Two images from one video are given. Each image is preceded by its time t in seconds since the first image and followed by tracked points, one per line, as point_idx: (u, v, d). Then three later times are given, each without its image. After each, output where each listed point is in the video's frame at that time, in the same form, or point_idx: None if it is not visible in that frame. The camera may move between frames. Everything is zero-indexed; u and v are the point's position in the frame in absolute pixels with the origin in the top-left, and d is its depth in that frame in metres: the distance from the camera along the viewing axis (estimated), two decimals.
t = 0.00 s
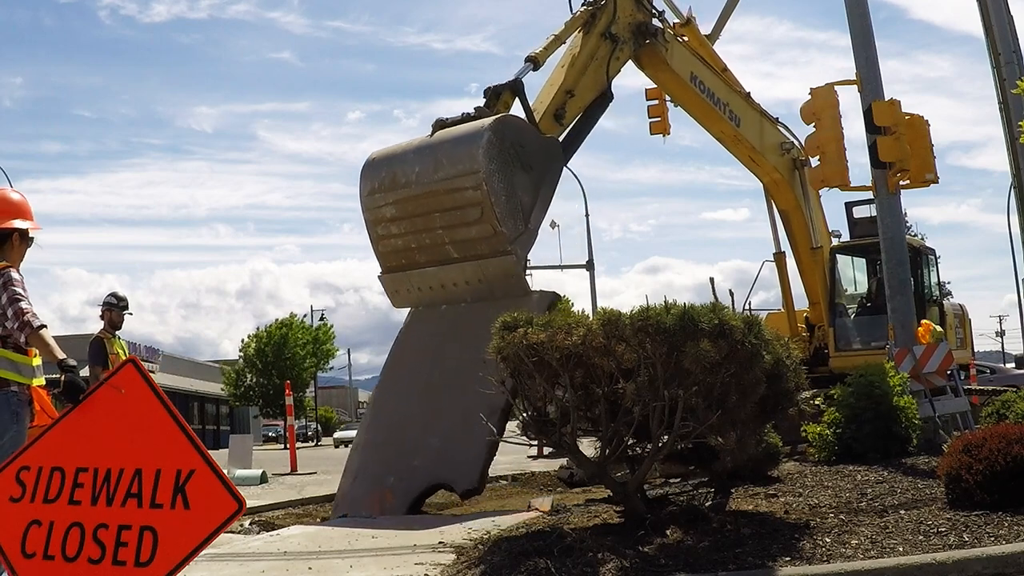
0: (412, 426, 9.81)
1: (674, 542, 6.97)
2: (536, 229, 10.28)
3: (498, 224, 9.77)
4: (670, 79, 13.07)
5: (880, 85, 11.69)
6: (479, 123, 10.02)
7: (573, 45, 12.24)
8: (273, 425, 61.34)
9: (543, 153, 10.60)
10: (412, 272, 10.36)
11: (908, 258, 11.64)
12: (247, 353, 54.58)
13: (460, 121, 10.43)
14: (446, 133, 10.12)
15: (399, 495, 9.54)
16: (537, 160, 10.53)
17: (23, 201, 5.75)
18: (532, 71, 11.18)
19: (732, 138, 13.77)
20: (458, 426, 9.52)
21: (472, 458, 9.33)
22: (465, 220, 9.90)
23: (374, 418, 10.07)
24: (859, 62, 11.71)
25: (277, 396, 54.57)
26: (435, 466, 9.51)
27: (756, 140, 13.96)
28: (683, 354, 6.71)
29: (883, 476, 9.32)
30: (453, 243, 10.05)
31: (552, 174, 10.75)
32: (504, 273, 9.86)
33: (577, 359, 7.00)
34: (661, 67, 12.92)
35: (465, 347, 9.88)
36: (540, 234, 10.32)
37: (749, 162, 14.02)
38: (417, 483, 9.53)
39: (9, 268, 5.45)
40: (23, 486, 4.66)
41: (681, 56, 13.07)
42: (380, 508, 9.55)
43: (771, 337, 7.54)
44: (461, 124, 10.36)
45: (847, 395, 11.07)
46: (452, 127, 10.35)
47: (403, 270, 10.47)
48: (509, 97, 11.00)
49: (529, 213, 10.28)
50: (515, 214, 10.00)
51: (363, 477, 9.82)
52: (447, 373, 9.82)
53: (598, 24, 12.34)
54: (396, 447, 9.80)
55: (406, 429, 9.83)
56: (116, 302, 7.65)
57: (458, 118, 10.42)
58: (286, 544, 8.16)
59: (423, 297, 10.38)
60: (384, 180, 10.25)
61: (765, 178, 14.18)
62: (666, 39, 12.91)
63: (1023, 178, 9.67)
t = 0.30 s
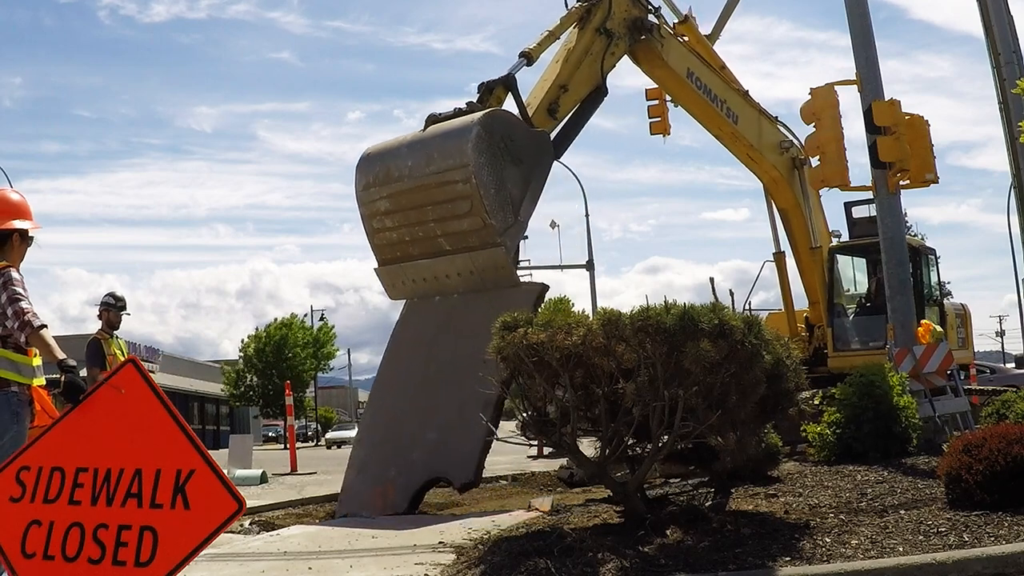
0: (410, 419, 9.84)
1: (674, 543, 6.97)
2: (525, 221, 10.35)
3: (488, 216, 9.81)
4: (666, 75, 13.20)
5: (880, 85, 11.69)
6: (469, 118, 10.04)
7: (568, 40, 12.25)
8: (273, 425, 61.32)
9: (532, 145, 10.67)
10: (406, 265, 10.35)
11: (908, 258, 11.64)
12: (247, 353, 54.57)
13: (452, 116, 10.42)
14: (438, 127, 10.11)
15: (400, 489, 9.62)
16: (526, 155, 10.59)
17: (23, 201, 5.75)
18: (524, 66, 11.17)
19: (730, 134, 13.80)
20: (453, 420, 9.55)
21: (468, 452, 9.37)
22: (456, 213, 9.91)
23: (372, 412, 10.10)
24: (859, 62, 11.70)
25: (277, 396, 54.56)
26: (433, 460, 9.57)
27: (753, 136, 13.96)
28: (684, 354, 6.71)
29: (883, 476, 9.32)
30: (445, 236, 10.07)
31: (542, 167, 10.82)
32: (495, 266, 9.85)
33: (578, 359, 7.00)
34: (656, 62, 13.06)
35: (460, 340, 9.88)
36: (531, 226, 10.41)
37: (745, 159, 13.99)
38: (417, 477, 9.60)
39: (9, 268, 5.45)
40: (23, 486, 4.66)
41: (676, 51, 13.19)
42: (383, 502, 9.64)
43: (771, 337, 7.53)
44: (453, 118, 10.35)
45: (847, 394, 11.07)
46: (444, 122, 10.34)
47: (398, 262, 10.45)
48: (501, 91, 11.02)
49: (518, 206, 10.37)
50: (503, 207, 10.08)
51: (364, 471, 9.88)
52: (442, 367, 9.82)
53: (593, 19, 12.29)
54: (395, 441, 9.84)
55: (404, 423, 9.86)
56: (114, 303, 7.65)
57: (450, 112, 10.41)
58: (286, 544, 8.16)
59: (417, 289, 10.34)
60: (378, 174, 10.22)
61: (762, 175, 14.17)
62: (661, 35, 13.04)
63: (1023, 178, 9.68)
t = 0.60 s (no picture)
0: (409, 416, 9.83)
1: (674, 543, 6.97)
2: (518, 219, 10.38)
3: (479, 215, 9.83)
4: (662, 72, 13.20)
5: (880, 85, 11.69)
6: (460, 118, 10.06)
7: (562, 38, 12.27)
8: (273, 425, 61.32)
9: (523, 143, 10.68)
10: (403, 262, 10.36)
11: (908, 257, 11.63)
12: (247, 353, 54.57)
13: (447, 116, 10.43)
14: (432, 127, 10.12)
15: (400, 486, 9.63)
16: (518, 153, 10.64)
17: (23, 201, 5.75)
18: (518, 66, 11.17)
19: (726, 131, 13.80)
20: (449, 416, 9.55)
21: (466, 448, 9.39)
22: (449, 211, 9.92)
23: (371, 410, 10.10)
24: (859, 62, 11.70)
25: (277, 396, 54.56)
26: (433, 457, 9.57)
27: (751, 134, 13.96)
28: (683, 354, 6.71)
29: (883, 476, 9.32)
30: (439, 233, 10.09)
31: (534, 165, 10.87)
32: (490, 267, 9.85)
33: (578, 359, 7.00)
34: (651, 59, 13.06)
35: (455, 336, 9.86)
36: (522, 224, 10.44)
37: (744, 158, 14.01)
38: (416, 474, 9.61)
39: (9, 268, 5.45)
40: (23, 486, 4.66)
41: (671, 48, 13.19)
42: (383, 500, 9.65)
43: (771, 337, 7.53)
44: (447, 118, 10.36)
45: (847, 394, 11.07)
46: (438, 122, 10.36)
47: (395, 259, 10.46)
48: (495, 91, 11.02)
49: (509, 205, 10.40)
50: (494, 205, 10.14)
51: (364, 468, 9.88)
52: (438, 364, 9.81)
53: (588, 17, 12.30)
54: (394, 439, 9.84)
55: (403, 420, 9.86)
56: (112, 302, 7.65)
57: (444, 112, 10.42)
58: (286, 544, 8.16)
59: (414, 286, 10.33)
60: (374, 174, 10.24)
61: (761, 173, 14.17)
62: (657, 33, 13.02)
63: (1023, 178, 9.68)
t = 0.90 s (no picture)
0: (409, 416, 9.85)
1: (674, 542, 6.97)
2: (516, 226, 10.40)
3: (477, 223, 9.82)
4: (660, 72, 13.19)
5: (880, 85, 11.69)
6: (456, 126, 10.04)
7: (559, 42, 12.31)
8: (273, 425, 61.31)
9: (520, 152, 10.72)
10: (405, 269, 10.33)
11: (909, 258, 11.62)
12: (247, 353, 54.56)
13: (445, 123, 10.42)
14: (431, 135, 10.09)
15: (399, 484, 9.65)
16: (515, 161, 10.66)
17: (23, 202, 5.75)
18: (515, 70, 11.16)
19: (724, 131, 13.80)
20: (448, 415, 9.58)
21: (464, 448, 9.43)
22: (448, 220, 9.89)
23: (371, 410, 10.11)
24: (859, 62, 11.70)
25: (277, 396, 54.54)
26: (432, 456, 9.59)
27: (750, 136, 13.96)
28: (683, 354, 6.71)
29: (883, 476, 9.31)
30: (439, 241, 10.06)
31: (531, 173, 10.91)
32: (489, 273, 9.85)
33: (577, 359, 7.00)
34: (649, 60, 13.06)
35: (455, 337, 9.89)
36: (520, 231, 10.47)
37: (744, 158, 14.03)
38: (415, 473, 9.64)
39: (8, 268, 5.45)
40: (23, 486, 4.66)
41: (668, 48, 13.19)
42: (382, 498, 9.67)
43: (771, 337, 7.53)
44: (446, 126, 10.35)
45: (847, 394, 11.06)
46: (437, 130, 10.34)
47: (397, 265, 10.43)
48: (492, 96, 11.01)
49: (506, 212, 10.42)
50: (492, 213, 10.12)
51: (364, 467, 9.89)
52: (438, 365, 9.83)
53: (583, 20, 12.33)
54: (394, 438, 9.86)
55: (404, 420, 9.87)
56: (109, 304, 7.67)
57: (442, 120, 10.42)
58: (286, 544, 8.16)
59: (415, 290, 10.32)
60: (374, 183, 10.18)
61: (760, 173, 14.19)
62: (653, 32, 13.02)
63: (1023, 178, 9.68)
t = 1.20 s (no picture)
0: (411, 416, 9.88)
1: (674, 542, 6.97)
2: (520, 235, 10.35)
3: (481, 232, 9.79)
4: (660, 72, 13.20)
5: (880, 85, 11.69)
6: (460, 136, 10.04)
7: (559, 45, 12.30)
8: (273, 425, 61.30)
9: (523, 160, 10.69)
10: (410, 276, 10.31)
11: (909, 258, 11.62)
12: (247, 353, 54.56)
13: (448, 132, 10.43)
14: (435, 143, 10.10)
15: (401, 484, 9.69)
16: (517, 170, 10.62)
17: (23, 202, 5.75)
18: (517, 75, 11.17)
19: (724, 131, 13.81)
20: (450, 417, 9.62)
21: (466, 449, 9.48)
22: (452, 229, 9.89)
23: (374, 411, 10.13)
24: (859, 62, 11.70)
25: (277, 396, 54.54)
26: (433, 456, 9.63)
27: (751, 137, 13.96)
28: (683, 354, 6.71)
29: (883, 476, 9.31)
30: (444, 250, 10.04)
31: (535, 180, 10.86)
32: (491, 280, 9.85)
33: (578, 359, 6.99)
34: (649, 60, 13.07)
35: (458, 342, 9.90)
36: (524, 239, 10.42)
37: (744, 158, 14.02)
38: (416, 473, 9.68)
39: (8, 268, 5.45)
40: (23, 487, 4.65)
41: (668, 48, 13.19)
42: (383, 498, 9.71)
43: (771, 337, 7.53)
44: (449, 135, 10.37)
45: (847, 394, 11.06)
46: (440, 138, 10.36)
47: (402, 273, 10.41)
48: (494, 102, 11.02)
49: (511, 220, 10.36)
50: (497, 221, 10.10)
51: (365, 466, 9.92)
52: (440, 367, 9.85)
53: (583, 21, 12.34)
54: (395, 439, 9.89)
55: (405, 421, 9.89)
56: (108, 305, 7.69)
57: (445, 128, 10.43)
58: (286, 544, 8.16)
59: (421, 297, 10.29)
60: (378, 192, 10.20)
61: (760, 173, 14.18)
62: (653, 31, 13.03)
63: (1023, 178, 9.68)
